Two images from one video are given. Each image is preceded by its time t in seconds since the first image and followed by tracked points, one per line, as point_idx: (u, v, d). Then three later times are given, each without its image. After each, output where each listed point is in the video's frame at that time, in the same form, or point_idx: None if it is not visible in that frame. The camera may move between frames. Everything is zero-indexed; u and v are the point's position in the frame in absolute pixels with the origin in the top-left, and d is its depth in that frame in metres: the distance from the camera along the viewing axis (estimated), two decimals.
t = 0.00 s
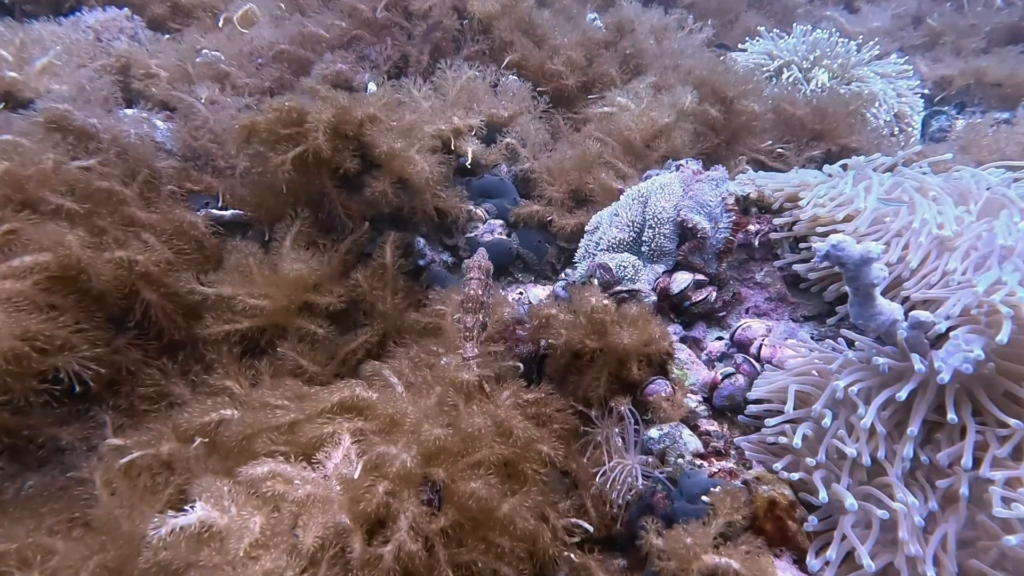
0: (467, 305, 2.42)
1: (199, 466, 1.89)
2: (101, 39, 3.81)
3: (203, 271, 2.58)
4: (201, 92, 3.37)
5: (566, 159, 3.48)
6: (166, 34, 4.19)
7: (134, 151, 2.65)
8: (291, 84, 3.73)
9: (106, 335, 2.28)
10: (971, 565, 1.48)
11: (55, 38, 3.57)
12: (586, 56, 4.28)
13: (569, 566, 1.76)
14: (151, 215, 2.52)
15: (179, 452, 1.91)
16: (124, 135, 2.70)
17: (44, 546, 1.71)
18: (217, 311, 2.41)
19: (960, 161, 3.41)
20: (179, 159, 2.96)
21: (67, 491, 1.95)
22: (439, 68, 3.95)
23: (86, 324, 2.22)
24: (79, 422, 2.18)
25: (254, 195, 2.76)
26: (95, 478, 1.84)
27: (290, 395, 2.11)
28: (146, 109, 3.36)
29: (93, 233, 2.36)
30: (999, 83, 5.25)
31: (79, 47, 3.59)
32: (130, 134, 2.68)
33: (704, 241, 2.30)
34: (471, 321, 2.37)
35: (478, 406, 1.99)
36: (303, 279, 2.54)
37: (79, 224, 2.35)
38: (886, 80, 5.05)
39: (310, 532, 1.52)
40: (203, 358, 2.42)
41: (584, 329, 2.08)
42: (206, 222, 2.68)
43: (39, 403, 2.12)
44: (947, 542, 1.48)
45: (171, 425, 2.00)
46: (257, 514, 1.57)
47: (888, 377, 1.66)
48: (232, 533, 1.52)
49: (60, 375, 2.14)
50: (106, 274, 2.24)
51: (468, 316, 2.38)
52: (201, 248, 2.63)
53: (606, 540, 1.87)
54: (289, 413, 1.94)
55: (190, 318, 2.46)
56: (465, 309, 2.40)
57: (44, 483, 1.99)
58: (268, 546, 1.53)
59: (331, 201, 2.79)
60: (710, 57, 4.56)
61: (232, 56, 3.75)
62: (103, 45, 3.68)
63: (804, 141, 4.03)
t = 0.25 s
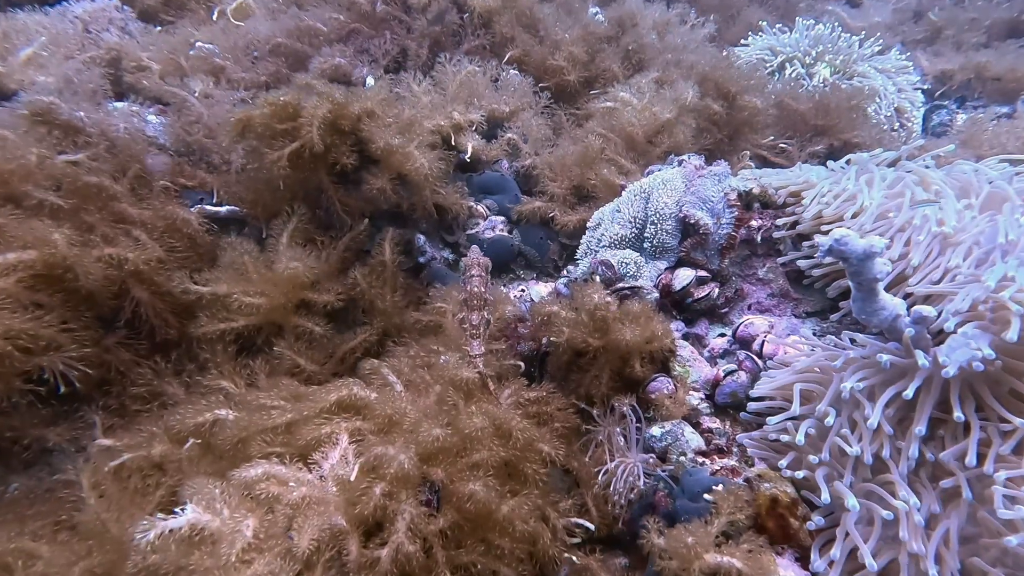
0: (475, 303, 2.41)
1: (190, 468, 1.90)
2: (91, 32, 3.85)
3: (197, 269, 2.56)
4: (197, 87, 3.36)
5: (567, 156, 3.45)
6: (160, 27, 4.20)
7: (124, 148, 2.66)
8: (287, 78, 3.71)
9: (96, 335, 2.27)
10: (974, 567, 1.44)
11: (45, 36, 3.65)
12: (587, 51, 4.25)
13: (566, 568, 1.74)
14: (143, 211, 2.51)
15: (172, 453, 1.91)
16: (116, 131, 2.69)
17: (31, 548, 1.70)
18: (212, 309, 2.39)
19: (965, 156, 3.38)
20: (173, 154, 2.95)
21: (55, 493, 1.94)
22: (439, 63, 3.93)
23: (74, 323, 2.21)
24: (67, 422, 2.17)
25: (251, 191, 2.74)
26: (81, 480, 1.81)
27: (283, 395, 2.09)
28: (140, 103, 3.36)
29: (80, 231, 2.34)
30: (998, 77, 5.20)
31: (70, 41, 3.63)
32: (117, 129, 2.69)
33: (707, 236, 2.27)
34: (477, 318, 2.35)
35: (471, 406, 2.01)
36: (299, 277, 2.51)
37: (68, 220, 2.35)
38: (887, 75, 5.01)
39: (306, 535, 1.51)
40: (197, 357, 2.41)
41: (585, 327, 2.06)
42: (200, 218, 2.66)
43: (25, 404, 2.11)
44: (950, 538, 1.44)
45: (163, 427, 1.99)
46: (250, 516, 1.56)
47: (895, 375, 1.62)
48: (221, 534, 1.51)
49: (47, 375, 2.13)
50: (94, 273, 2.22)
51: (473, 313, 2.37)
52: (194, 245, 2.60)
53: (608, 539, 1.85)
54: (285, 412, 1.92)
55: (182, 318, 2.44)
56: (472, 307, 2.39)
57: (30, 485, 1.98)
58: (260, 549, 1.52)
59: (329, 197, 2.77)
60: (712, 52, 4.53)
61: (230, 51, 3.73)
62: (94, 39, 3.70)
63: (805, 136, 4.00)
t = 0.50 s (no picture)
0: (477, 300, 2.39)
1: (188, 470, 1.86)
2: (81, 26, 3.83)
3: (193, 268, 2.53)
4: (189, 83, 3.33)
5: (566, 152, 3.43)
6: (151, 21, 4.17)
7: (117, 145, 2.62)
8: (282, 74, 3.69)
9: (90, 335, 2.24)
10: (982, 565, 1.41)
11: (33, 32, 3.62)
12: (584, 46, 4.23)
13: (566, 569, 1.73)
14: (136, 209, 2.48)
15: (168, 454, 1.88)
16: (107, 127, 2.67)
17: (26, 550, 1.68)
18: (207, 308, 2.36)
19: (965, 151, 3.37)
20: (166, 151, 2.92)
21: (48, 495, 1.91)
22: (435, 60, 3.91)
23: (67, 323, 2.18)
24: (60, 422, 2.14)
25: (247, 189, 2.71)
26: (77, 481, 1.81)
27: (281, 395, 2.06)
28: (132, 100, 3.34)
29: (71, 229, 2.31)
30: (999, 71, 5.20)
31: (60, 36, 3.61)
32: (107, 126, 2.66)
33: (707, 232, 2.26)
34: (479, 316, 2.34)
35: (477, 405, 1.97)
36: (296, 276, 2.48)
37: (59, 218, 2.32)
38: (886, 70, 5.00)
39: (306, 535, 1.49)
40: (193, 357, 2.37)
41: (585, 325, 2.07)
42: (194, 216, 2.63)
43: (17, 404, 2.09)
44: (956, 534, 1.42)
45: (159, 427, 1.97)
46: (249, 517, 1.53)
47: (900, 372, 1.60)
48: (218, 535, 1.49)
49: (40, 375, 2.11)
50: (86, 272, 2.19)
51: (477, 311, 2.35)
52: (189, 243, 2.56)
53: (609, 538, 1.83)
54: (284, 411, 1.89)
55: (177, 317, 2.41)
56: (475, 305, 2.37)
57: (23, 486, 1.95)
58: (260, 551, 1.49)
59: (325, 194, 2.74)
60: (710, 47, 4.51)
61: (224, 47, 3.70)
62: (84, 34, 3.67)
63: (803, 131, 3.99)
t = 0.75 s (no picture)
0: (480, 302, 2.37)
1: (187, 471, 1.84)
2: (72, 20, 3.80)
3: (190, 267, 2.50)
4: (183, 79, 3.30)
5: (565, 148, 3.41)
6: (143, 16, 4.14)
7: (110, 142, 2.59)
8: (279, 71, 3.65)
9: (84, 335, 2.21)
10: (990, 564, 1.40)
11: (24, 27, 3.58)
12: (582, 41, 4.20)
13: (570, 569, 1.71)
14: (132, 207, 2.45)
15: (166, 456, 1.86)
16: (99, 124, 2.64)
17: (23, 555, 1.66)
18: (204, 307, 2.33)
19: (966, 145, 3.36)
20: (161, 147, 2.89)
21: (43, 499, 1.89)
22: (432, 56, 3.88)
23: (61, 324, 2.16)
24: (56, 424, 2.12)
25: (243, 186, 2.69)
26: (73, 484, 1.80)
27: (279, 396, 2.04)
28: (126, 96, 3.31)
29: (65, 228, 2.28)
30: (997, 65, 5.19)
31: (51, 31, 3.58)
32: (101, 123, 2.62)
33: (709, 229, 2.24)
34: (486, 317, 2.33)
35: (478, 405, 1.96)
36: (292, 275, 2.45)
37: (53, 217, 2.29)
38: (884, 64, 4.99)
39: (307, 538, 1.46)
40: (190, 357, 2.35)
41: (586, 322, 2.05)
42: (190, 214, 2.60)
43: (11, 406, 2.06)
44: (965, 533, 1.40)
45: (157, 428, 1.95)
46: (249, 519, 1.51)
47: (906, 369, 1.59)
48: (217, 539, 1.47)
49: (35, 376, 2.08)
50: (81, 272, 2.16)
51: (481, 312, 2.34)
52: (185, 241, 2.53)
53: (611, 538, 1.82)
54: (285, 411, 1.87)
55: (173, 317, 2.37)
56: (479, 306, 2.35)
57: (18, 489, 1.93)
58: (260, 554, 1.47)
59: (323, 191, 2.72)
60: (709, 42, 4.49)
61: (218, 43, 3.67)
62: (76, 28, 3.64)
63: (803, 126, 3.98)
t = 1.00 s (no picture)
0: (483, 304, 2.33)
1: (189, 474, 1.81)
2: (60, 14, 3.75)
3: (186, 266, 2.46)
4: (175, 75, 3.24)
5: (562, 144, 3.38)
6: (133, 11, 4.08)
7: (104, 141, 2.55)
8: (272, 67, 3.61)
9: (82, 336, 2.17)
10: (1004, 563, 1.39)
11: (13, 23, 3.50)
12: (577, 35, 4.16)
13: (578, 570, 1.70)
14: (127, 206, 2.41)
15: (166, 459, 1.83)
16: (92, 121, 2.59)
17: (22, 560, 1.63)
18: (201, 308, 2.31)
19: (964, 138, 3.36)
20: (153, 145, 2.84)
21: (43, 503, 1.85)
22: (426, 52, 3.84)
23: (58, 325, 2.12)
24: (53, 427, 2.08)
25: (238, 185, 2.65)
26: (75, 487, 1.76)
27: (279, 397, 2.02)
28: (117, 93, 3.26)
29: (60, 229, 2.24)
30: (992, 56, 5.19)
31: (39, 26, 3.53)
32: (93, 121, 2.58)
33: (711, 225, 2.21)
34: (490, 319, 2.29)
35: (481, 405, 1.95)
36: (289, 274, 2.41)
37: (47, 216, 2.25)
38: (880, 56, 4.98)
39: (313, 543, 1.44)
40: (188, 358, 2.31)
41: (587, 320, 2.04)
42: (185, 212, 2.56)
43: (8, 409, 2.02)
44: (978, 532, 1.39)
45: (156, 430, 1.92)
46: (253, 525, 1.49)
47: (914, 367, 1.59)
48: (221, 545, 1.44)
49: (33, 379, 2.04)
50: (79, 275, 2.12)
51: (484, 314, 2.29)
52: (180, 241, 2.50)
53: (616, 539, 1.81)
54: (287, 412, 1.85)
55: (169, 317, 2.34)
56: (482, 308, 2.31)
57: (15, 493, 1.88)
58: (265, 560, 1.45)
59: (319, 189, 2.68)
60: (705, 36, 4.47)
61: (210, 38, 3.61)
62: (65, 24, 3.59)
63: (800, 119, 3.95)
